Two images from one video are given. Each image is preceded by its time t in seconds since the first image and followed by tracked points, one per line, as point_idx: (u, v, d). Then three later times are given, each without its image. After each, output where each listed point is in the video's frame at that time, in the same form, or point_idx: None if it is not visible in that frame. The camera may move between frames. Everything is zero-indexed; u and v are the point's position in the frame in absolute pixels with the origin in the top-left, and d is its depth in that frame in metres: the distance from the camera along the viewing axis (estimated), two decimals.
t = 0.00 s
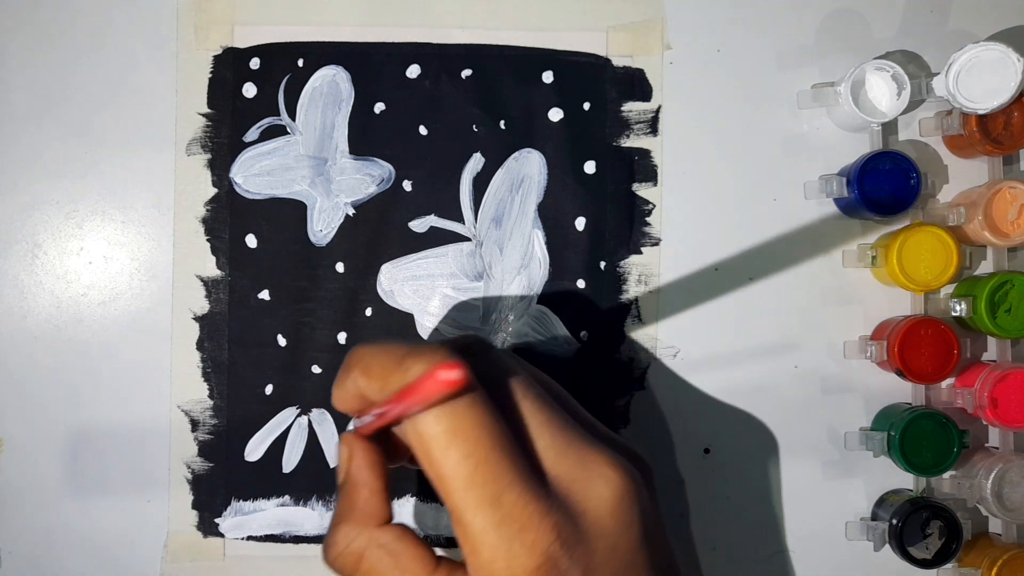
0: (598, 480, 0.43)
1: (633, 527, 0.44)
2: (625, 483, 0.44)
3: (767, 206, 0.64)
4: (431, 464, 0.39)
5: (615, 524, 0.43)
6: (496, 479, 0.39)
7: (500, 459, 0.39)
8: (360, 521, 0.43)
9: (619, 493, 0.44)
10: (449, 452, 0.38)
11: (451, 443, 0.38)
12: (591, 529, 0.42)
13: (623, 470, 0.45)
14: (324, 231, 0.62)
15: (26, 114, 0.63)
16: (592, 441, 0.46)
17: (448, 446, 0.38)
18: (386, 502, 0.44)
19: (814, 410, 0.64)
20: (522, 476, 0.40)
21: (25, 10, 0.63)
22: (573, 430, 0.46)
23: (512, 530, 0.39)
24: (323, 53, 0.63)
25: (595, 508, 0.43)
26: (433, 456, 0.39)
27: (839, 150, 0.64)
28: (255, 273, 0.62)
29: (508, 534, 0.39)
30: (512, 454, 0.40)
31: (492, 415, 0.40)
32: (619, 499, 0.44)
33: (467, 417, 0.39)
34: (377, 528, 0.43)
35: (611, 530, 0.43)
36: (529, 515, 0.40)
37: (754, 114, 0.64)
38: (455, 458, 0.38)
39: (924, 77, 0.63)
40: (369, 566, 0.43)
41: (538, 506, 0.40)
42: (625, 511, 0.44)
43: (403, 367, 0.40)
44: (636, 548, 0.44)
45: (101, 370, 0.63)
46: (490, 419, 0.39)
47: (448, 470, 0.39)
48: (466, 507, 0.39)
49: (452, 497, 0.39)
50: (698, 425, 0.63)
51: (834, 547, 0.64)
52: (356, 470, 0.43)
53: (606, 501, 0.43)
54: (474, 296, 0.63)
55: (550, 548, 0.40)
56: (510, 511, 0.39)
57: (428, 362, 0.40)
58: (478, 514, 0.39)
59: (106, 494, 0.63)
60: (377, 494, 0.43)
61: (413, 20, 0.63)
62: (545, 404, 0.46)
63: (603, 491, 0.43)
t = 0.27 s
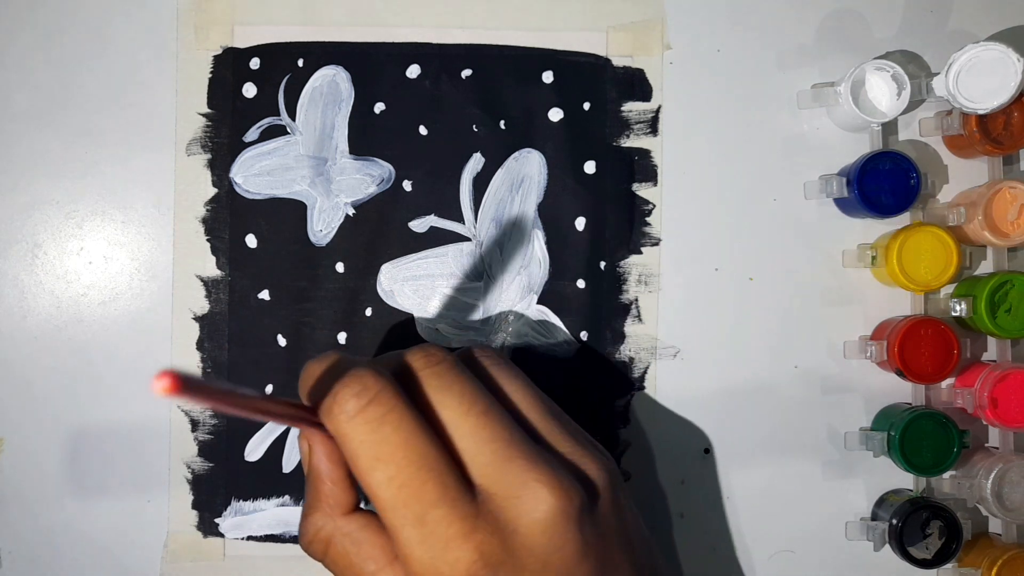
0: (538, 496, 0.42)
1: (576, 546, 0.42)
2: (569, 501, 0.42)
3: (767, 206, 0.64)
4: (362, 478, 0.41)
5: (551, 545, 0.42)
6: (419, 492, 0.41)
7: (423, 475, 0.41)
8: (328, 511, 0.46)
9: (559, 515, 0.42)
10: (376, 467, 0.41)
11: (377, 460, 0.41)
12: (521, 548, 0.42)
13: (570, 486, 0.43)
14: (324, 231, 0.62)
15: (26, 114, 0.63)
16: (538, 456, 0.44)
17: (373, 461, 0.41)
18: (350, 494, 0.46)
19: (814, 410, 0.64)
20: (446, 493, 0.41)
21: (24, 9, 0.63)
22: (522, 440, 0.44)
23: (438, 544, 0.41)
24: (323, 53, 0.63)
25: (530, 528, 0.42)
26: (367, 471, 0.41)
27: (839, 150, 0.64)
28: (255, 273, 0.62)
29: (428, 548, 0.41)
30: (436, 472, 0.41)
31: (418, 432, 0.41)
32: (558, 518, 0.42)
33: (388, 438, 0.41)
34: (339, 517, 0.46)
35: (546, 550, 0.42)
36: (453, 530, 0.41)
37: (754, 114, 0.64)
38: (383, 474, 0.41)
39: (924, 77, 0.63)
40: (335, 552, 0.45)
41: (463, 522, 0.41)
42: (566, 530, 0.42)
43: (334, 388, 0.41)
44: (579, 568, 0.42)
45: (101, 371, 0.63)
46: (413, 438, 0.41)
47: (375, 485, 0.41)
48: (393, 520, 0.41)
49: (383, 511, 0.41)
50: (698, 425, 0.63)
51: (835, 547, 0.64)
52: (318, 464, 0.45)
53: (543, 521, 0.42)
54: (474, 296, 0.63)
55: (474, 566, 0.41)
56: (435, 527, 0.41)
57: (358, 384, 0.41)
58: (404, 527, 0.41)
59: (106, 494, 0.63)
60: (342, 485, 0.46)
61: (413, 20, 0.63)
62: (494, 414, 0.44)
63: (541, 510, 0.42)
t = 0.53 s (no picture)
0: (508, 501, 0.42)
1: (547, 549, 0.43)
2: (538, 506, 0.43)
3: (767, 206, 0.64)
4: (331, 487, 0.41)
5: (520, 549, 0.42)
6: (387, 501, 0.41)
7: (391, 484, 0.41)
8: (311, 508, 0.46)
9: (527, 521, 0.42)
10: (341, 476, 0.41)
11: (344, 470, 0.41)
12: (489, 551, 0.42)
13: (539, 492, 0.43)
14: (324, 231, 0.62)
15: (27, 115, 0.63)
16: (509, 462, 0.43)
17: (340, 471, 0.41)
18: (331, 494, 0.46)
19: (814, 410, 0.64)
20: (414, 501, 0.41)
21: (25, 9, 0.63)
22: (495, 445, 0.44)
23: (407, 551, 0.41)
24: (323, 53, 0.63)
25: (500, 532, 0.42)
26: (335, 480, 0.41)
27: (839, 150, 0.64)
28: (255, 273, 0.62)
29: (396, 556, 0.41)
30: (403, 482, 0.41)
31: (383, 441, 0.41)
32: (527, 523, 0.42)
33: (353, 449, 0.41)
34: (322, 512, 0.46)
35: (515, 552, 0.42)
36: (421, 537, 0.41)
37: (754, 114, 0.64)
38: (351, 484, 0.41)
39: (924, 77, 0.63)
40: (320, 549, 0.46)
41: (431, 528, 0.41)
42: (535, 533, 0.43)
43: (301, 401, 0.42)
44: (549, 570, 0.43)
45: (100, 371, 0.63)
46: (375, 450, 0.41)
47: (344, 494, 0.41)
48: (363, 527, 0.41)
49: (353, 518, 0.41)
50: (697, 425, 0.63)
51: (834, 547, 0.64)
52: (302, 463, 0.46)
53: (513, 525, 0.42)
54: (474, 296, 0.63)
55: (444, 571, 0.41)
56: (403, 534, 0.41)
57: (321, 398, 0.41)
58: (373, 535, 0.41)
59: (105, 494, 0.63)
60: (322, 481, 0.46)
61: (413, 20, 0.63)
62: (466, 419, 0.44)
63: (511, 516, 0.42)
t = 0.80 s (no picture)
0: (502, 482, 0.43)
1: (540, 529, 0.44)
2: (531, 486, 0.44)
3: (767, 206, 0.64)
4: (328, 472, 0.42)
5: (514, 529, 0.43)
6: (384, 485, 0.41)
7: (388, 467, 0.41)
8: (313, 488, 0.47)
9: (521, 500, 0.43)
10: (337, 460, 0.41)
11: (341, 455, 0.41)
12: (484, 531, 0.43)
13: (532, 473, 0.44)
14: (324, 231, 0.62)
15: (27, 115, 0.63)
16: (503, 445, 0.45)
17: (337, 456, 0.41)
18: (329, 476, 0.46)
19: (814, 410, 0.64)
20: (411, 483, 0.42)
21: (25, 10, 0.63)
22: (488, 430, 0.45)
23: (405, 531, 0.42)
24: (323, 53, 0.63)
25: (495, 512, 0.43)
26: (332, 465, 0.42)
27: (839, 150, 0.64)
28: (255, 273, 0.62)
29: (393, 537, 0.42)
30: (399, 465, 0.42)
31: (379, 426, 0.42)
32: (521, 503, 0.43)
33: (349, 435, 0.41)
34: (324, 491, 0.47)
35: (510, 532, 0.43)
36: (418, 519, 0.42)
37: (754, 114, 0.64)
38: (347, 469, 0.41)
39: (924, 77, 0.63)
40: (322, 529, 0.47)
41: (428, 509, 0.42)
42: (529, 513, 0.44)
43: (294, 390, 0.41)
44: (542, 550, 0.44)
45: (100, 371, 0.63)
46: (371, 436, 0.41)
47: (342, 478, 0.41)
48: (360, 510, 0.42)
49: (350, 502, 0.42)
50: (697, 425, 0.63)
51: (835, 547, 0.64)
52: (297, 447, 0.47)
53: (508, 504, 0.43)
54: (474, 296, 0.63)
55: (441, 550, 0.42)
56: (401, 515, 0.41)
57: (315, 387, 0.41)
58: (369, 517, 0.42)
59: (105, 495, 0.63)
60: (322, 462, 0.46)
61: (413, 20, 0.63)
62: (459, 405, 0.45)
63: (506, 496, 0.43)
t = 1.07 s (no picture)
0: (501, 477, 0.43)
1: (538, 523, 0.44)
2: (530, 481, 0.44)
3: (766, 206, 0.64)
4: (327, 468, 0.41)
5: (512, 523, 0.43)
6: (383, 480, 0.41)
7: (387, 463, 0.41)
8: (314, 480, 0.47)
9: (519, 495, 0.43)
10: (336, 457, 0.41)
11: (340, 451, 0.41)
12: (483, 525, 0.43)
13: (530, 468, 0.44)
14: (324, 231, 0.62)
15: (26, 115, 0.63)
16: (501, 440, 0.45)
17: (336, 452, 0.41)
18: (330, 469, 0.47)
19: (814, 410, 0.64)
20: (410, 479, 0.41)
21: (24, 9, 0.63)
22: (486, 425, 0.45)
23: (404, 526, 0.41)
24: (323, 53, 0.63)
25: (493, 506, 0.43)
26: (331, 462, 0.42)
27: (839, 150, 0.64)
28: (255, 273, 0.62)
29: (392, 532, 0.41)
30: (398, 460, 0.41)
31: (378, 422, 0.41)
32: (520, 498, 0.43)
33: (348, 431, 0.41)
34: (325, 483, 0.47)
35: (508, 526, 0.43)
36: (417, 514, 0.41)
37: (754, 114, 0.64)
38: (346, 464, 0.41)
39: (924, 77, 0.63)
40: (325, 521, 0.47)
41: (427, 505, 0.42)
42: (527, 508, 0.44)
43: (292, 387, 0.41)
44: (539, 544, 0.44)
45: (100, 370, 0.63)
46: (370, 432, 0.41)
47: (341, 474, 0.41)
48: (359, 506, 0.41)
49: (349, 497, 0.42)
50: (697, 425, 0.63)
51: (834, 547, 0.64)
52: (293, 442, 0.46)
53: (506, 499, 0.43)
54: (474, 296, 0.63)
55: (440, 545, 0.42)
56: (400, 510, 0.41)
57: (313, 383, 0.41)
58: (368, 512, 0.41)
59: (105, 494, 0.63)
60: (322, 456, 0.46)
61: (413, 20, 0.63)
62: (457, 402, 0.45)
63: (504, 490, 0.43)
